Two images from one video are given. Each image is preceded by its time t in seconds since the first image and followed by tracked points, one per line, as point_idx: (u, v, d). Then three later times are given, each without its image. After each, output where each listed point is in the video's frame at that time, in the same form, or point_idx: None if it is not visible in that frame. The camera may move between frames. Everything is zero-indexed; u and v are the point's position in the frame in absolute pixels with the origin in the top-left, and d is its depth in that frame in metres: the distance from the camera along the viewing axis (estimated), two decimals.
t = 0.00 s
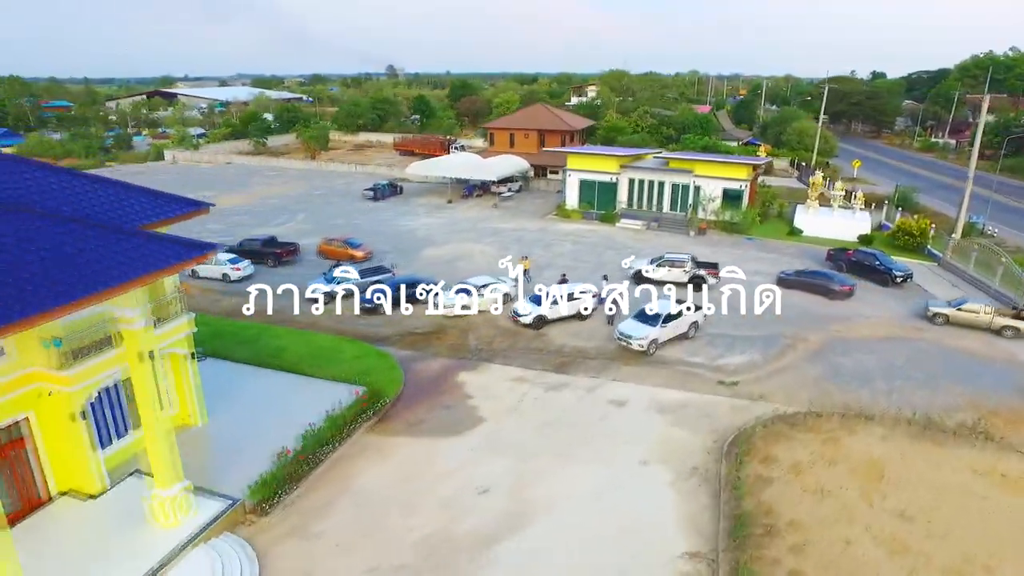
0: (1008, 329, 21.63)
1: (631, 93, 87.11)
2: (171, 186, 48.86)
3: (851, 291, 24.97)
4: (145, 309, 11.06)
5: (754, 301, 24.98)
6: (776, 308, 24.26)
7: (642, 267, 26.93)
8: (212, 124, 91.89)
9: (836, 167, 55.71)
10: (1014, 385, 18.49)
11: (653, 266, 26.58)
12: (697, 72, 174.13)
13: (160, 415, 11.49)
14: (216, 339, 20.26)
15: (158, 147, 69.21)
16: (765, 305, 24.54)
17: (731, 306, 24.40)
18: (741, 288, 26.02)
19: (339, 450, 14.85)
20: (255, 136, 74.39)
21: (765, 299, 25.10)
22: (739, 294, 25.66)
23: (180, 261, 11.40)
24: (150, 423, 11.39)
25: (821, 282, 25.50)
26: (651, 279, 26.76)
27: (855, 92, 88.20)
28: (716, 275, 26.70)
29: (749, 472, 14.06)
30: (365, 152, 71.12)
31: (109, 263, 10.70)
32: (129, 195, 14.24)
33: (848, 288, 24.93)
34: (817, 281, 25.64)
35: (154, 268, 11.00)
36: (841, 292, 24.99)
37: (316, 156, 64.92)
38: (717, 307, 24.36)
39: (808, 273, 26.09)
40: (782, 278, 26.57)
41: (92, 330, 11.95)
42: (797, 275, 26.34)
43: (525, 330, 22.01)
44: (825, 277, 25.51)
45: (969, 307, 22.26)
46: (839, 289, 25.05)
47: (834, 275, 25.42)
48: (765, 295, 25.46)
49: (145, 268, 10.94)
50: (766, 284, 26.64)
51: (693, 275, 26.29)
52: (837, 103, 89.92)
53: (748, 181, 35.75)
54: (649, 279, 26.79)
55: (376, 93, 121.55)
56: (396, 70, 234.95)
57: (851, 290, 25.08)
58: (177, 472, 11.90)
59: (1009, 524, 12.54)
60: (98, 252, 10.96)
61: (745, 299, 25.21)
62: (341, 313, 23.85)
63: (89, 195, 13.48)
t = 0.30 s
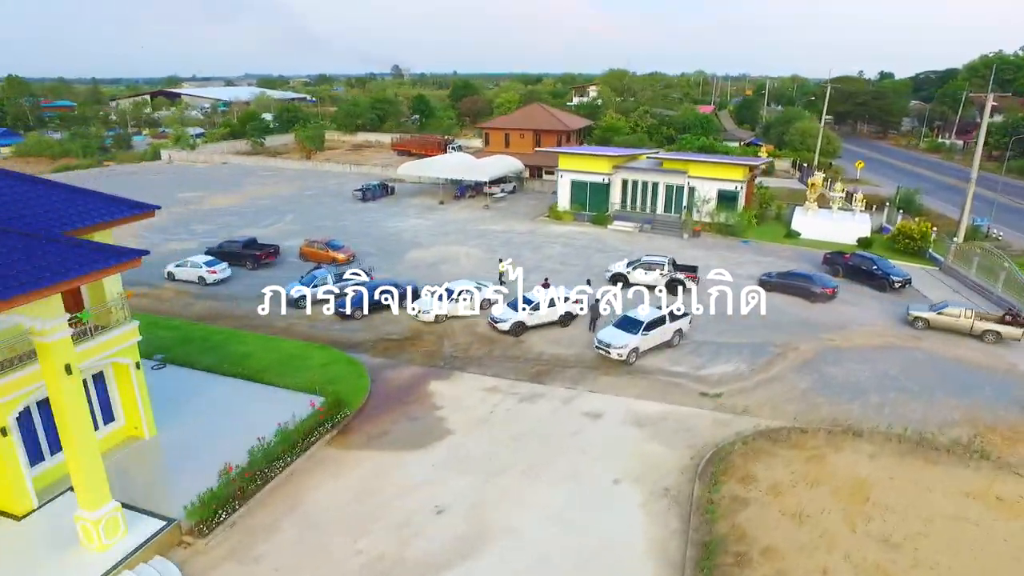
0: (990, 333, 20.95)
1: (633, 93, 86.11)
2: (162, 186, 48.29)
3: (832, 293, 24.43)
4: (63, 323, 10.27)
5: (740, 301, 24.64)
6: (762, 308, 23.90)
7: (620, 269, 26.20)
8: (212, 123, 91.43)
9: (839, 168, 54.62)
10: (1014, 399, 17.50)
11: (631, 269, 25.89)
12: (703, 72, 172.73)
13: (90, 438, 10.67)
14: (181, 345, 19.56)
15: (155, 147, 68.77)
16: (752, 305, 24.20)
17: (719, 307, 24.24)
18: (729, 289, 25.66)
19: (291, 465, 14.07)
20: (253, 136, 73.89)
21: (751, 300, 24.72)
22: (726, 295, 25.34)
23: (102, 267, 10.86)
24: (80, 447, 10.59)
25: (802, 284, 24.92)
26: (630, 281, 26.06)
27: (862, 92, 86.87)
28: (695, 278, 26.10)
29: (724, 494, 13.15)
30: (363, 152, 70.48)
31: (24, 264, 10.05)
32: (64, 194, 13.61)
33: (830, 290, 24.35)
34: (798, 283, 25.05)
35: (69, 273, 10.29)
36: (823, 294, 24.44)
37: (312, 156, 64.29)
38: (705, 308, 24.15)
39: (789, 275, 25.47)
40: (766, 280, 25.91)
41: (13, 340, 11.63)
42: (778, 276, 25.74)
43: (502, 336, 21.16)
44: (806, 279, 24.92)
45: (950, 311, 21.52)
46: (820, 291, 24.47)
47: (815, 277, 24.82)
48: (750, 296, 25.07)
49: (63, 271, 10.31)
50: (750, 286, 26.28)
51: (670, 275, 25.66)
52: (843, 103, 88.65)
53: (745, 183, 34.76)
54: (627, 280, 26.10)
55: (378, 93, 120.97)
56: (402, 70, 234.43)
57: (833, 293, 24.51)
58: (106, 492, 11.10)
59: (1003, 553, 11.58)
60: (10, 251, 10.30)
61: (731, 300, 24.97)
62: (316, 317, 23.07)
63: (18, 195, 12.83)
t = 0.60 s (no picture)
0: (975, 338, 20.33)
1: (638, 93, 85.20)
2: (158, 186, 47.94)
3: (818, 295, 23.83)
4: None
5: (736, 301, 24.30)
6: (757, 308, 23.63)
7: (601, 271, 25.58)
8: (217, 123, 91.35)
9: (845, 169, 53.53)
10: (1018, 413, 16.59)
11: (613, 271, 25.27)
12: (712, 71, 171.24)
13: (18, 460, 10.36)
14: (153, 349, 19.01)
15: (156, 147, 68.65)
16: (747, 305, 23.85)
17: (716, 307, 23.69)
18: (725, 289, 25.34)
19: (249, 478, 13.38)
20: (255, 135, 73.59)
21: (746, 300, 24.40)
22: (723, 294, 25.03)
23: (27, 269, 10.63)
24: (10, 467, 10.35)
25: (786, 285, 24.33)
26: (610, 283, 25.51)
27: (871, 92, 85.50)
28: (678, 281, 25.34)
29: (703, 514, 12.35)
30: (364, 152, 70.02)
31: None
32: (10, 190, 13.25)
33: (814, 292, 23.76)
34: (782, 285, 24.45)
35: None
36: (807, 296, 23.86)
37: (313, 156, 63.86)
38: (702, 308, 23.74)
39: (773, 276, 24.85)
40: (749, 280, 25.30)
41: None
42: (762, 277, 25.14)
43: (484, 342, 20.49)
44: (791, 281, 24.33)
45: (934, 315, 20.85)
46: (805, 293, 23.90)
47: (799, 278, 24.23)
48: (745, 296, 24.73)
49: None
50: (741, 286, 25.84)
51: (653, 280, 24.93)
52: (852, 103, 87.34)
53: (745, 184, 33.86)
54: (607, 283, 25.53)
55: (383, 93, 120.68)
56: (411, 69, 234.07)
57: (818, 294, 23.94)
58: (40, 509, 10.96)
59: None
60: None
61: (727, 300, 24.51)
62: (295, 320, 22.48)
63: None
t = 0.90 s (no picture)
0: (959, 342, 19.69)
1: (645, 93, 84.31)
2: (158, 185, 47.77)
3: (805, 296, 23.17)
4: None
5: (731, 301, 23.86)
6: (753, 307, 23.32)
7: (583, 272, 25.18)
8: (223, 122, 91.45)
9: (854, 170, 52.31)
10: None
11: (594, 272, 24.86)
12: (724, 72, 169.80)
13: None
14: (128, 353, 18.55)
15: (161, 147, 68.69)
16: (743, 306, 23.43)
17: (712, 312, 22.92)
18: (723, 288, 24.91)
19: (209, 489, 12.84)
20: (259, 135, 73.48)
21: (743, 299, 24.05)
22: (721, 293, 24.60)
23: None
24: None
25: (774, 287, 23.68)
26: (591, 284, 25.09)
27: (883, 92, 84.03)
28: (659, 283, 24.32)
29: (681, 534, 11.62)
30: (368, 152, 69.62)
31: None
32: None
33: (802, 293, 23.08)
34: (769, 286, 23.81)
35: None
36: (794, 298, 23.22)
37: (315, 155, 63.59)
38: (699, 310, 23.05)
39: (759, 277, 24.23)
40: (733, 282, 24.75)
41: None
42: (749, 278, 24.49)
43: (468, 347, 19.85)
44: (778, 282, 23.69)
45: (919, 317, 20.33)
46: (791, 295, 23.26)
47: (787, 279, 23.61)
48: (742, 295, 24.34)
49: None
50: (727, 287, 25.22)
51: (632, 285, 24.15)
52: (863, 104, 85.91)
53: (747, 185, 32.97)
54: (588, 284, 25.12)
55: (390, 93, 120.52)
56: (421, 69, 234.25)
57: (805, 296, 23.27)
58: None
59: None
60: None
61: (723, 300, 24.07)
62: (278, 323, 21.98)
63: None
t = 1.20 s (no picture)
0: (951, 346, 19.21)
1: (656, 93, 83.39)
2: (163, 184, 47.77)
3: (796, 298, 22.72)
4: None
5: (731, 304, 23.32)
6: (750, 307, 23.11)
7: (570, 274, 24.53)
8: (235, 121, 91.83)
9: (868, 171, 51.13)
10: None
11: (581, 274, 24.18)
12: (738, 73, 167.95)
13: None
14: (110, 352, 18.21)
15: (170, 146, 68.95)
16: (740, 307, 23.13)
17: (712, 317, 22.18)
18: (719, 288, 24.70)
19: (175, 500, 12.35)
20: (268, 134, 73.56)
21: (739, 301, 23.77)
22: (717, 294, 24.34)
23: None
24: None
25: (764, 288, 23.23)
26: (578, 287, 24.37)
27: (901, 92, 82.35)
28: (647, 284, 23.58)
29: (663, 556, 10.95)
30: (376, 152, 69.39)
31: None
32: None
33: (793, 294, 22.65)
34: (759, 287, 23.41)
35: None
36: (785, 299, 22.75)
37: (322, 155, 63.42)
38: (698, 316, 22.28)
39: (750, 279, 23.75)
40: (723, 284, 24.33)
41: None
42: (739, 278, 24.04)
43: (457, 352, 19.29)
44: (768, 284, 23.27)
45: (910, 320, 19.86)
46: (783, 296, 22.80)
47: (778, 281, 23.19)
48: (737, 296, 23.98)
49: None
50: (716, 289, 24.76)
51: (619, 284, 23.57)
52: (880, 105, 84.32)
53: (753, 186, 32.20)
54: (577, 286, 24.44)
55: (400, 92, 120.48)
56: (434, 70, 234.85)
57: (796, 297, 22.81)
58: None
59: None
60: None
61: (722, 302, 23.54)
62: (268, 324, 21.58)
63: None
